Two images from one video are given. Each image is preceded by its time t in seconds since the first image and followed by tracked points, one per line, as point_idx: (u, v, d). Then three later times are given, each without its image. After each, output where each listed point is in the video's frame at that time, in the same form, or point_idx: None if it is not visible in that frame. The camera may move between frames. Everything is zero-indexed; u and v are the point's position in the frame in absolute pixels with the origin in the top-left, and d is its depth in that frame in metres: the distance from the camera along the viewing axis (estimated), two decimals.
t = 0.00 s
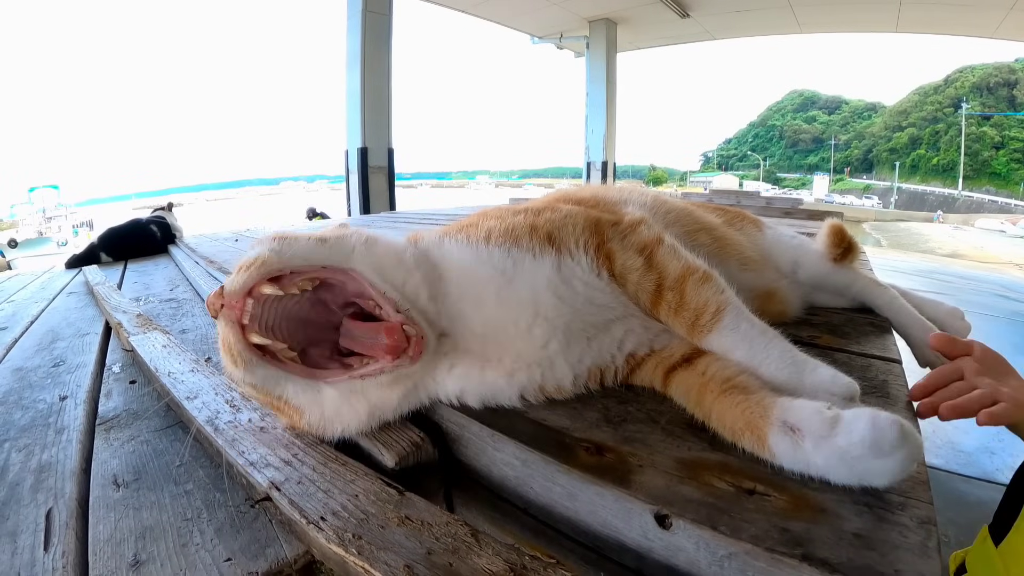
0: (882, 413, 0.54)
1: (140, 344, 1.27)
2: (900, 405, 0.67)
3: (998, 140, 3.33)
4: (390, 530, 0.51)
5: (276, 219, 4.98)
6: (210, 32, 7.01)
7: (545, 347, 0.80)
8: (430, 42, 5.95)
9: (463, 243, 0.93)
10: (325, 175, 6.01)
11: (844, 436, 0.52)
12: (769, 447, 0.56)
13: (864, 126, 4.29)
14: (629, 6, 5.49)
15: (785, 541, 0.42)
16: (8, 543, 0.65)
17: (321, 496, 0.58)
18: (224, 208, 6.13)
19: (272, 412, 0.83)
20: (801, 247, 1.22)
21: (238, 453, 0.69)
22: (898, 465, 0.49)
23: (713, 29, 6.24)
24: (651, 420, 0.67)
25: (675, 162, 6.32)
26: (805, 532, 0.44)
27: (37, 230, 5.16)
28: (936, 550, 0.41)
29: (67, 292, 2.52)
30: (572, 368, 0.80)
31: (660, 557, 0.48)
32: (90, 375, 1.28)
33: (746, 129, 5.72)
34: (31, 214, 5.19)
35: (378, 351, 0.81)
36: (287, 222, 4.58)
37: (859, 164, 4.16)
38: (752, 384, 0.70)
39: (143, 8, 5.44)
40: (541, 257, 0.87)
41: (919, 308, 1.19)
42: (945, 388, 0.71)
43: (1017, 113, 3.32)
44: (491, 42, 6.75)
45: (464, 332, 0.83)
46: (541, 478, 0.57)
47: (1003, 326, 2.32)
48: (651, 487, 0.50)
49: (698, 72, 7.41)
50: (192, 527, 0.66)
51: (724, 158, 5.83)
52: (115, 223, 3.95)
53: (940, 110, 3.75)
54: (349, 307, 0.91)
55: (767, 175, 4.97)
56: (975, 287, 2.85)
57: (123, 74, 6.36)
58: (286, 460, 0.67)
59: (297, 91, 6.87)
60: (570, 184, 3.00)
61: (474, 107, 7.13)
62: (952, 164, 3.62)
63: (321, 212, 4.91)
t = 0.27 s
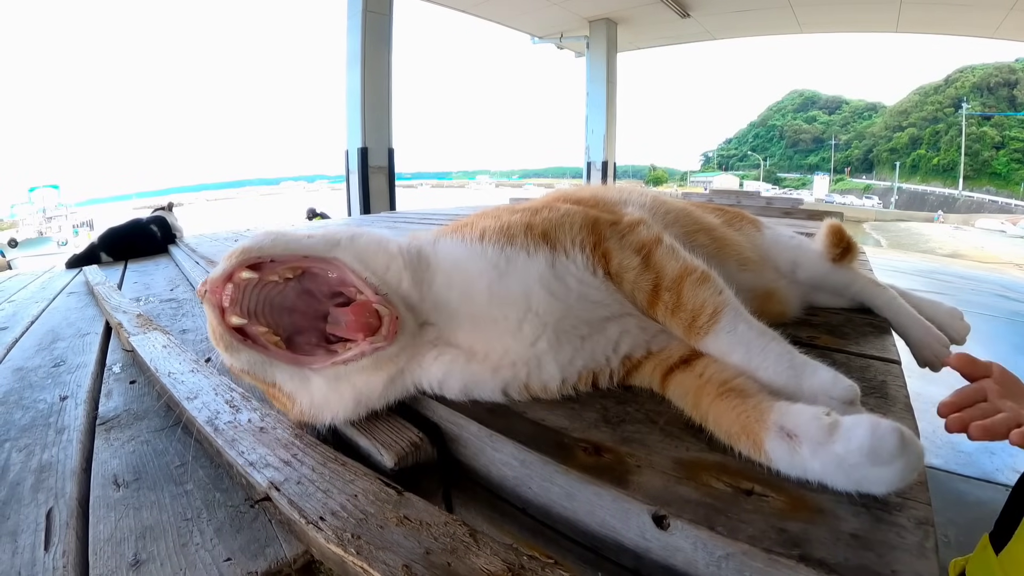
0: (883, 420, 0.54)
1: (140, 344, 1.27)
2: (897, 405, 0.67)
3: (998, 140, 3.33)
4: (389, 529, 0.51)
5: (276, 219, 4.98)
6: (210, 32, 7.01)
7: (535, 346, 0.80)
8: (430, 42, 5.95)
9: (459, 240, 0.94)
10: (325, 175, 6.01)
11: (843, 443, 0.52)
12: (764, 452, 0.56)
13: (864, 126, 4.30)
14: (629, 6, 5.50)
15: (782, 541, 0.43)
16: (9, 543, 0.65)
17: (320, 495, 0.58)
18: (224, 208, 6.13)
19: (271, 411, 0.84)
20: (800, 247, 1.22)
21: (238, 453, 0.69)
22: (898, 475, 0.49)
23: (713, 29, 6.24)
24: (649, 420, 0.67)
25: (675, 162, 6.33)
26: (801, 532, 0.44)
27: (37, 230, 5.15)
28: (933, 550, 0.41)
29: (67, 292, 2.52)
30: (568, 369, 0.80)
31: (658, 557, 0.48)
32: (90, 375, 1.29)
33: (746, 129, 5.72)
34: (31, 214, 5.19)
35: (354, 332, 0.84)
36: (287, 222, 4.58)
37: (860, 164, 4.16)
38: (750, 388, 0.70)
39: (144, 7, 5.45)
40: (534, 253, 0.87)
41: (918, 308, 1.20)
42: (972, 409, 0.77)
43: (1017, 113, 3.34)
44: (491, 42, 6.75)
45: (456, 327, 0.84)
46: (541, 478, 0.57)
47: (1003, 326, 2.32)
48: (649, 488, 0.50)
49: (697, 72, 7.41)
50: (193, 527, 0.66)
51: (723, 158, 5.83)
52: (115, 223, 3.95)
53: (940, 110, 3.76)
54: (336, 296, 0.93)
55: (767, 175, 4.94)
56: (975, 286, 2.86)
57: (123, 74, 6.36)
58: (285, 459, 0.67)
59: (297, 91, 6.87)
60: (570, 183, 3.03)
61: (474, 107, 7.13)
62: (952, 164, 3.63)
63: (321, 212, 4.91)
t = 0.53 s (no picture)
0: (876, 425, 0.53)
1: (142, 343, 1.28)
2: (894, 403, 0.67)
3: (998, 140, 3.36)
4: (390, 525, 0.51)
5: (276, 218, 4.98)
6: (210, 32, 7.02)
7: (525, 344, 0.81)
8: (430, 41, 5.94)
9: (452, 242, 0.94)
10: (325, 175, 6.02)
11: (834, 447, 0.51)
12: (753, 454, 0.56)
13: (864, 126, 4.29)
14: (629, 6, 5.50)
15: (778, 536, 0.43)
16: (11, 540, 0.66)
17: (322, 492, 0.58)
18: (225, 207, 6.14)
19: (273, 409, 0.84)
20: (798, 247, 1.22)
21: (240, 450, 0.70)
22: (890, 481, 0.48)
23: (714, 28, 6.24)
24: (648, 419, 0.67)
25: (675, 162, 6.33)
26: (798, 528, 0.44)
27: (38, 230, 5.15)
28: (928, 547, 0.42)
29: (68, 292, 2.52)
30: (557, 369, 0.80)
31: (656, 553, 0.49)
32: (91, 374, 1.29)
33: (746, 129, 5.72)
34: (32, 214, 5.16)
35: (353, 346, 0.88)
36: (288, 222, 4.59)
37: (859, 164, 4.16)
38: (740, 389, 0.70)
39: (145, 7, 5.46)
40: (522, 254, 0.88)
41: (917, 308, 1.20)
42: None
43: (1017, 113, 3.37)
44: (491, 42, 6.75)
45: (449, 326, 0.86)
46: (540, 475, 0.58)
47: (1003, 326, 2.33)
48: (647, 484, 0.51)
49: (698, 72, 7.41)
50: (195, 524, 0.66)
51: (724, 158, 5.84)
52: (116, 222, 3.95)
53: (941, 110, 3.76)
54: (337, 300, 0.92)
55: (767, 174, 4.91)
56: (975, 286, 2.86)
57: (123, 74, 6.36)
58: (286, 457, 0.68)
59: (297, 91, 6.87)
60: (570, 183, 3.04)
61: (474, 107, 7.13)
62: (952, 165, 3.64)
63: (321, 212, 4.91)
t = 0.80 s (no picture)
0: (871, 423, 0.53)
1: (144, 342, 1.28)
2: (894, 401, 0.68)
3: (998, 140, 3.38)
4: (393, 522, 0.52)
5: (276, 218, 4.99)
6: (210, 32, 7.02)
7: (526, 343, 0.81)
8: (429, 41, 5.93)
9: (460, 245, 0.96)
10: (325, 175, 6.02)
11: (829, 446, 0.51)
12: (750, 453, 0.55)
13: (864, 126, 4.27)
14: (628, 6, 5.52)
15: (777, 532, 0.44)
16: (15, 538, 0.66)
17: (325, 489, 0.59)
18: (225, 207, 6.14)
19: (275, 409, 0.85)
20: (798, 247, 1.22)
21: (243, 449, 0.70)
22: (886, 479, 0.48)
23: (713, 28, 6.24)
24: (649, 417, 0.68)
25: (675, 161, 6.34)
26: (797, 524, 0.45)
27: (38, 230, 5.15)
28: (927, 542, 0.42)
29: (69, 292, 2.53)
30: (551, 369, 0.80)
31: (656, 549, 0.49)
32: (93, 373, 1.29)
33: (746, 129, 5.73)
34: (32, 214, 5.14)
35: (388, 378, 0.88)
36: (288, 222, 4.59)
37: (859, 164, 4.14)
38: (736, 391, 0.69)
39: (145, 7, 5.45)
40: (519, 259, 0.90)
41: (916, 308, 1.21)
42: None
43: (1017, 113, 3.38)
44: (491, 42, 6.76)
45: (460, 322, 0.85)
46: (542, 472, 0.58)
47: (1002, 326, 2.33)
48: (647, 481, 0.51)
49: (697, 72, 7.42)
50: (198, 522, 0.67)
51: (723, 158, 5.84)
52: (116, 222, 3.95)
53: (940, 110, 3.76)
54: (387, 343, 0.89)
55: (767, 174, 4.95)
56: (974, 286, 2.87)
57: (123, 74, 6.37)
58: (290, 456, 0.68)
59: (297, 91, 6.88)
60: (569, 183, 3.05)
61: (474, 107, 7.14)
62: (952, 164, 3.64)
63: (321, 212, 4.92)
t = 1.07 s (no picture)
0: (827, 454, 0.48)
1: (143, 340, 1.28)
2: (888, 398, 0.68)
3: (998, 140, 3.38)
4: (386, 516, 0.52)
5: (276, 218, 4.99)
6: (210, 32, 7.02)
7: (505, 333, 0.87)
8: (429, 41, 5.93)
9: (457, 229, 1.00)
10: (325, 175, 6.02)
11: (762, 456, 0.49)
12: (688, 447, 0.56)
13: (864, 126, 4.28)
14: (628, 6, 5.52)
15: (768, 527, 0.44)
16: (13, 534, 0.66)
17: (321, 483, 0.59)
18: (225, 207, 6.13)
19: (273, 405, 0.85)
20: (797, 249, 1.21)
21: (241, 445, 0.71)
22: (812, 508, 0.45)
23: (713, 28, 6.24)
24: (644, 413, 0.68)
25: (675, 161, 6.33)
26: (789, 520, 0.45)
27: (37, 229, 5.15)
28: (919, 538, 0.42)
29: (68, 291, 2.53)
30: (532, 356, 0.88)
31: (649, 545, 0.50)
32: (92, 371, 1.30)
33: (746, 129, 5.72)
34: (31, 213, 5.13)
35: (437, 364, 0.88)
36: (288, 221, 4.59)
37: (859, 164, 4.16)
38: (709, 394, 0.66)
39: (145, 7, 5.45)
40: (515, 246, 0.96)
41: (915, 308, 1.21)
42: None
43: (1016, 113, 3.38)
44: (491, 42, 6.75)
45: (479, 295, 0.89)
46: (537, 468, 0.58)
47: (1001, 325, 2.34)
48: (640, 476, 0.52)
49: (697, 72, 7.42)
50: (195, 517, 0.67)
51: (723, 158, 5.84)
52: (115, 222, 3.95)
53: (940, 110, 3.75)
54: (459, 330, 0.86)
55: (767, 174, 4.92)
56: (974, 285, 2.87)
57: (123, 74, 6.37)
58: (286, 450, 0.69)
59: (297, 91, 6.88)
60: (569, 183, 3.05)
61: (474, 106, 7.14)
62: (952, 164, 3.62)
63: (321, 211, 4.92)
